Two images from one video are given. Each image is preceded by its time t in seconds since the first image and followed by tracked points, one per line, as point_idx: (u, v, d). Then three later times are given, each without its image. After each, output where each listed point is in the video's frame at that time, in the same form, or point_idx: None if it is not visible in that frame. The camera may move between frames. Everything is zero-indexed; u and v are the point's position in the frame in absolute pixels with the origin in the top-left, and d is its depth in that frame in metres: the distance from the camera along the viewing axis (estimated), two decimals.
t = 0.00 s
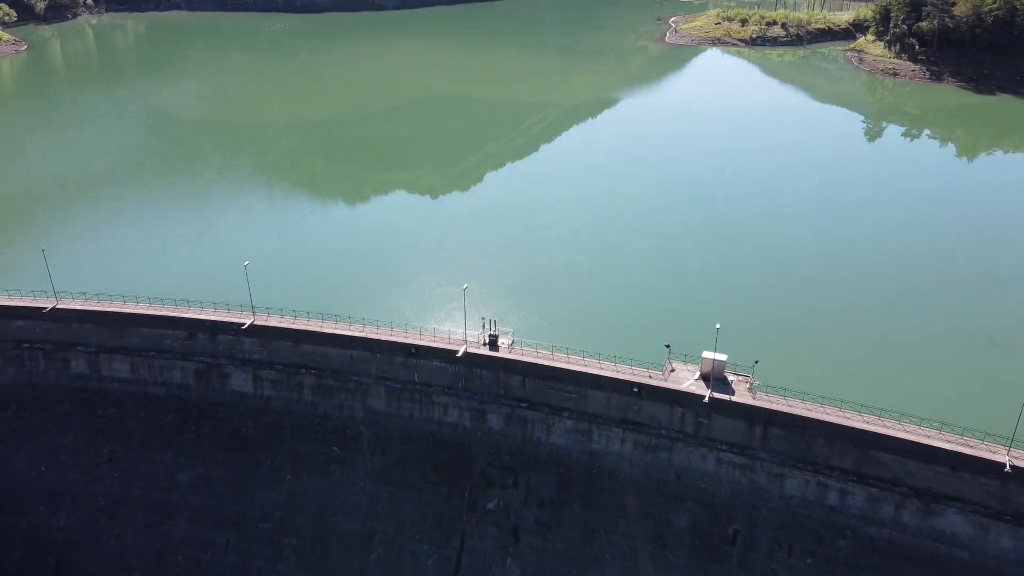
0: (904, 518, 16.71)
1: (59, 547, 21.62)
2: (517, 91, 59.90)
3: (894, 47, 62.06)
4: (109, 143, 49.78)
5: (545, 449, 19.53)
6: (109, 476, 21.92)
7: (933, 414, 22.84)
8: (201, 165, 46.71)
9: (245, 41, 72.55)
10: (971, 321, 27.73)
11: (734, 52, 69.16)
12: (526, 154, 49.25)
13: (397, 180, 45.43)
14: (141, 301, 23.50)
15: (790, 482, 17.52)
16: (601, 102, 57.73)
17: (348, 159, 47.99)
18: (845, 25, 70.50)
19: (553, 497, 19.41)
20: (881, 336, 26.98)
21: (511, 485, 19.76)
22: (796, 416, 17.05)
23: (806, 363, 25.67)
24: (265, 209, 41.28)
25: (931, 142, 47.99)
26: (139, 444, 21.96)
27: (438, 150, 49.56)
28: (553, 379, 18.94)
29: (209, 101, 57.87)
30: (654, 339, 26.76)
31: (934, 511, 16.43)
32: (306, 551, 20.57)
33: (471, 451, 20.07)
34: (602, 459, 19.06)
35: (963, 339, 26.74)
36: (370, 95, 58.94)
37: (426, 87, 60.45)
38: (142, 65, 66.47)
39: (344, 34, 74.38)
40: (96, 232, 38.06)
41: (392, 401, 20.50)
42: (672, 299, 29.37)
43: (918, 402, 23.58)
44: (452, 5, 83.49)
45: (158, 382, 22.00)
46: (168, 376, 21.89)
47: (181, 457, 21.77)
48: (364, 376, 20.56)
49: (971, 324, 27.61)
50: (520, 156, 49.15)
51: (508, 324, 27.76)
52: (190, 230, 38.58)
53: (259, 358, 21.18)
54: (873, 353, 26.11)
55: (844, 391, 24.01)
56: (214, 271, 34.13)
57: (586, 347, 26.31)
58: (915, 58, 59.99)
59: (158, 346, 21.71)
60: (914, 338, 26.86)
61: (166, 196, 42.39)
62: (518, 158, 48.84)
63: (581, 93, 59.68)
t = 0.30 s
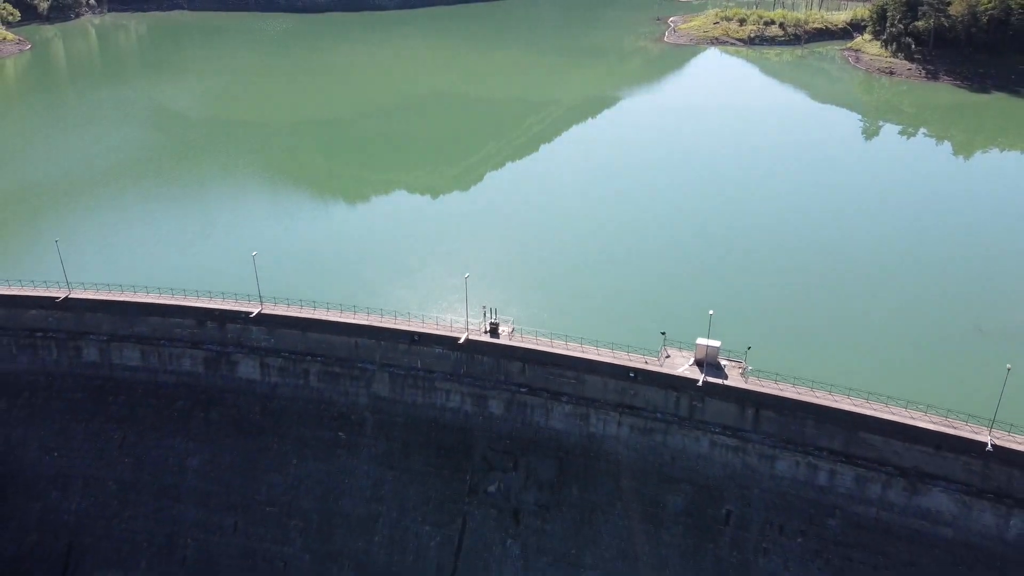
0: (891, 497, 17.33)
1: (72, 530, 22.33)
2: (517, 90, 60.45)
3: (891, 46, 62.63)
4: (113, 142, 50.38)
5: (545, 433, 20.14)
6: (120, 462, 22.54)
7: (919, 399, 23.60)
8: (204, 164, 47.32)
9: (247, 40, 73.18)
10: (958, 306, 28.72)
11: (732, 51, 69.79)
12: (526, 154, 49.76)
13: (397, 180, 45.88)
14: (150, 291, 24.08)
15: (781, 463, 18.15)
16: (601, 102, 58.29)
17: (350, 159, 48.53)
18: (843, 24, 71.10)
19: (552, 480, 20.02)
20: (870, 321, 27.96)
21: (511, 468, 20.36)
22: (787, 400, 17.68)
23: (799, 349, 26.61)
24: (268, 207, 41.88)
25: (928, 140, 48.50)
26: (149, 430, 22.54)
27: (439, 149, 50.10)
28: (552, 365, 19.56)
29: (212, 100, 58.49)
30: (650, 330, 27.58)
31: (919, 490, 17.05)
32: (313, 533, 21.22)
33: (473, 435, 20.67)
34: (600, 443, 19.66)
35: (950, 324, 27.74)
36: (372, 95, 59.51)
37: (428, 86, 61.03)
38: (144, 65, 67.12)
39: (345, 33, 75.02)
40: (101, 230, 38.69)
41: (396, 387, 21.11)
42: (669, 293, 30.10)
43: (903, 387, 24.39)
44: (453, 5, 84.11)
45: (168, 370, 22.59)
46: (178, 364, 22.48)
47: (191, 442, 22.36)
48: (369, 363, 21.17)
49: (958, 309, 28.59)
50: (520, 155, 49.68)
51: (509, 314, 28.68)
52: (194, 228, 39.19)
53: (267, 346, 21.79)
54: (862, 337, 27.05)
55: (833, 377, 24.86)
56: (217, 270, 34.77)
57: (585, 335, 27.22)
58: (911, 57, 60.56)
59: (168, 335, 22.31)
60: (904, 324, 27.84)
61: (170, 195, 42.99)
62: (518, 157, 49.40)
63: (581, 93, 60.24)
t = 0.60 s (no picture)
0: (880, 481, 17.85)
1: (82, 518, 22.88)
2: (517, 89, 60.93)
3: (888, 45, 63.11)
4: (115, 141, 50.86)
5: (544, 420, 20.68)
6: (129, 450, 23.08)
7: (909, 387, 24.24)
8: (207, 163, 47.82)
9: (248, 39, 73.67)
10: (951, 300, 29.30)
11: (730, 50, 70.32)
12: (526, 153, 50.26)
13: (397, 179, 46.30)
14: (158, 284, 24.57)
15: (774, 449, 18.67)
16: (600, 101, 58.77)
17: (352, 157, 49.00)
18: (840, 23, 71.61)
19: (551, 466, 20.55)
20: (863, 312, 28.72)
21: (511, 454, 20.88)
22: (779, 386, 18.20)
23: (794, 341, 27.32)
24: (270, 205, 42.37)
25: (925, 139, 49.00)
26: (158, 420, 23.06)
27: (440, 147, 50.58)
28: (551, 353, 20.08)
29: (214, 100, 58.96)
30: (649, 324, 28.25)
31: (907, 473, 17.59)
32: (317, 519, 21.75)
33: (474, 423, 21.20)
34: (597, 430, 20.19)
35: (942, 317, 28.33)
36: (373, 94, 59.99)
37: (429, 85, 61.52)
38: (146, 64, 67.60)
39: (346, 33, 75.50)
40: (105, 229, 39.22)
41: (399, 376, 21.63)
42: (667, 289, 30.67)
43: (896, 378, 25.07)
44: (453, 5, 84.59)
45: (175, 360, 23.09)
46: (185, 355, 22.99)
47: (198, 431, 22.87)
48: (373, 353, 21.68)
49: (948, 300, 29.37)
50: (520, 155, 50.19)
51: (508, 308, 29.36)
52: (197, 226, 39.72)
53: (273, 337, 22.31)
54: (855, 329, 27.78)
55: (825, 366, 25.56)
56: (221, 269, 35.36)
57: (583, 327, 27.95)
58: (907, 55, 61.04)
59: (176, 326, 22.81)
60: (896, 315, 28.60)
61: (173, 193, 43.51)
62: (519, 157, 49.93)
63: (581, 92, 60.73)
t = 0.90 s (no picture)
0: (873, 469, 18.24)
1: (90, 508, 23.29)
2: (517, 89, 61.31)
3: (885, 44, 63.46)
4: (117, 139, 51.30)
5: (543, 412, 21.07)
6: (135, 442, 23.46)
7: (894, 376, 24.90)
8: (209, 162, 48.20)
9: (249, 39, 74.07)
10: (945, 295, 29.74)
11: (728, 49, 70.73)
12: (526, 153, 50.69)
13: (397, 179, 46.60)
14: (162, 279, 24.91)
15: (769, 438, 19.06)
16: (600, 101, 59.14)
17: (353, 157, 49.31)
18: (838, 23, 72.03)
19: (550, 456, 20.94)
20: (858, 306, 29.18)
21: (511, 445, 21.26)
22: (773, 377, 18.60)
23: (790, 334, 27.79)
24: (271, 204, 42.74)
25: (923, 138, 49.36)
26: (164, 412, 23.44)
27: (439, 146, 50.97)
28: (550, 345, 20.46)
29: (215, 99, 59.34)
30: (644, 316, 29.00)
31: (899, 462, 17.98)
32: (320, 509, 22.12)
33: (474, 414, 21.59)
34: (596, 420, 20.58)
35: (934, 311, 28.82)
36: (374, 93, 60.38)
37: (429, 84, 61.94)
38: (147, 63, 67.98)
39: (346, 32, 75.88)
40: (109, 227, 39.68)
41: (401, 368, 22.00)
42: (665, 287, 31.17)
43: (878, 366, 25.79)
44: (453, 4, 84.98)
45: (181, 354, 23.43)
46: (190, 348, 23.33)
47: (203, 423, 23.24)
48: (376, 345, 22.05)
49: (942, 295, 29.81)
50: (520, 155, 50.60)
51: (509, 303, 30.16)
52: (199, 225, 40.13)
53: (277, 330, 22.69)
54: (850, 322, 28.26)
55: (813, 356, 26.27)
56: (224, 268, 35.83)
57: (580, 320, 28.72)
58: (905, 55, 61.41)
59: (182, 320, 23.17)
60: (890, 308, 29.05)
61: (176, 191, 43.97)
62: (519, 157, 50.36)
63: (580, 92, 61.14)
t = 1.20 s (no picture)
0: (867, 462, 18.51)
1: (95, 502, 23.57)
2: (516, 89, 61.58)
3: (883, 44, 63.66)
4: (118, 139, 51.59)
5: (543, 406, 21.32)
6: (139, 437, 23.72)
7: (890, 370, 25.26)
8: (209, 162, 48.43)
9: (249, 39, 74.32)
10: (941, 292, 30.04)
11: (727, 50, 71.02)
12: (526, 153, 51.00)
13: (397, 179, 46.87)
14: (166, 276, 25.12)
15: (765, 432, 19.33)
16: (599, 102, 59.39)
17: (354, 157, 49.50)
18: (837, 23, 72.35)
19: (550, 450, 21.19)
20: (855, 302, 29.53)
21: (511, 439, 21.52)
22: (770, 371, 18.85)
23: (787, 330, 28.11)
24: (272, 203, 43.00)
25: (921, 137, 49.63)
26: (168, 407, 23.70)
27: (440, 146, 51.22)
28: (550, 340, 20.71)
29: (215, 99, 59.58)
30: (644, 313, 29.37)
31: (894, 455, 18.25)
32: (323, 503, 22.38)
33: (475, 409, 21.85)
34: (595, 414, 20.85)
35: (930, 308, 29.14)
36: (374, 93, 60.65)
37: (429, 84, 62.23)
38: (148, 63, 68.23)
39: (347, 32, 76.14)
40: (111, 226, 39.98)
41: (402, 363, 22.25)
42: (664, 285, 31.46)
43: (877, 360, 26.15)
44: (452, 5, 85.29)
45: (185, 349, 23.66)
46: (194, 344, 23.57)
47: (207, 418, 23.51)
48: (377, 341, 22.31)
49: (938, 291, 30.13)
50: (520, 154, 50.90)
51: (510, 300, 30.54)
52: (200, 224, 40.39)
53: (280, 326, 22.94)
54: (847, 318, 28.61)
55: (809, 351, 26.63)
56: (224, 267, 36.13)
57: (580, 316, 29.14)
58: (903, 55, 61.64)
59: (186, 316, 23.40)
60: (887, 304, 29.39)
61: (178, 191, 44.26)
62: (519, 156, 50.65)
63: (579, 92, 61.43)
